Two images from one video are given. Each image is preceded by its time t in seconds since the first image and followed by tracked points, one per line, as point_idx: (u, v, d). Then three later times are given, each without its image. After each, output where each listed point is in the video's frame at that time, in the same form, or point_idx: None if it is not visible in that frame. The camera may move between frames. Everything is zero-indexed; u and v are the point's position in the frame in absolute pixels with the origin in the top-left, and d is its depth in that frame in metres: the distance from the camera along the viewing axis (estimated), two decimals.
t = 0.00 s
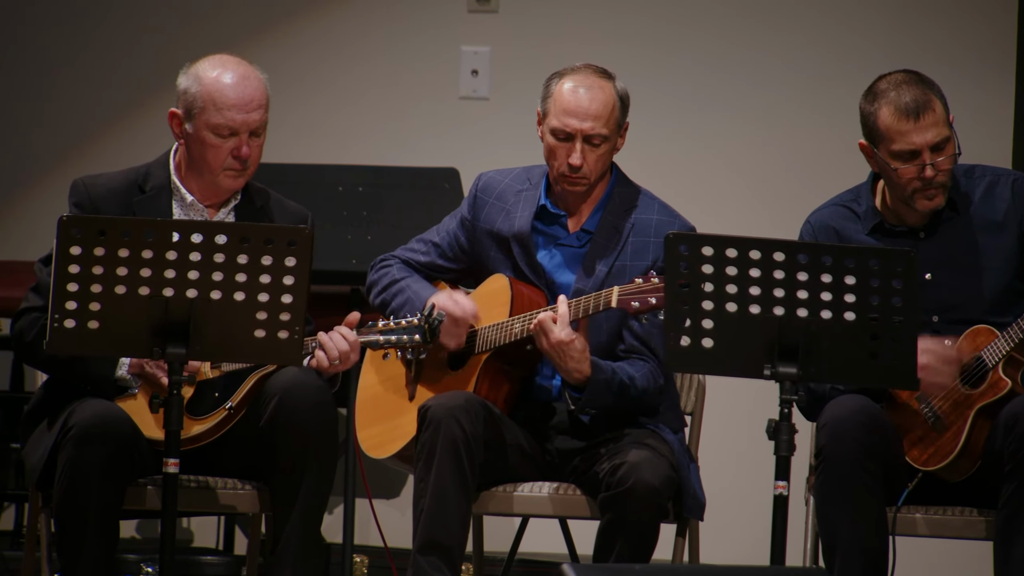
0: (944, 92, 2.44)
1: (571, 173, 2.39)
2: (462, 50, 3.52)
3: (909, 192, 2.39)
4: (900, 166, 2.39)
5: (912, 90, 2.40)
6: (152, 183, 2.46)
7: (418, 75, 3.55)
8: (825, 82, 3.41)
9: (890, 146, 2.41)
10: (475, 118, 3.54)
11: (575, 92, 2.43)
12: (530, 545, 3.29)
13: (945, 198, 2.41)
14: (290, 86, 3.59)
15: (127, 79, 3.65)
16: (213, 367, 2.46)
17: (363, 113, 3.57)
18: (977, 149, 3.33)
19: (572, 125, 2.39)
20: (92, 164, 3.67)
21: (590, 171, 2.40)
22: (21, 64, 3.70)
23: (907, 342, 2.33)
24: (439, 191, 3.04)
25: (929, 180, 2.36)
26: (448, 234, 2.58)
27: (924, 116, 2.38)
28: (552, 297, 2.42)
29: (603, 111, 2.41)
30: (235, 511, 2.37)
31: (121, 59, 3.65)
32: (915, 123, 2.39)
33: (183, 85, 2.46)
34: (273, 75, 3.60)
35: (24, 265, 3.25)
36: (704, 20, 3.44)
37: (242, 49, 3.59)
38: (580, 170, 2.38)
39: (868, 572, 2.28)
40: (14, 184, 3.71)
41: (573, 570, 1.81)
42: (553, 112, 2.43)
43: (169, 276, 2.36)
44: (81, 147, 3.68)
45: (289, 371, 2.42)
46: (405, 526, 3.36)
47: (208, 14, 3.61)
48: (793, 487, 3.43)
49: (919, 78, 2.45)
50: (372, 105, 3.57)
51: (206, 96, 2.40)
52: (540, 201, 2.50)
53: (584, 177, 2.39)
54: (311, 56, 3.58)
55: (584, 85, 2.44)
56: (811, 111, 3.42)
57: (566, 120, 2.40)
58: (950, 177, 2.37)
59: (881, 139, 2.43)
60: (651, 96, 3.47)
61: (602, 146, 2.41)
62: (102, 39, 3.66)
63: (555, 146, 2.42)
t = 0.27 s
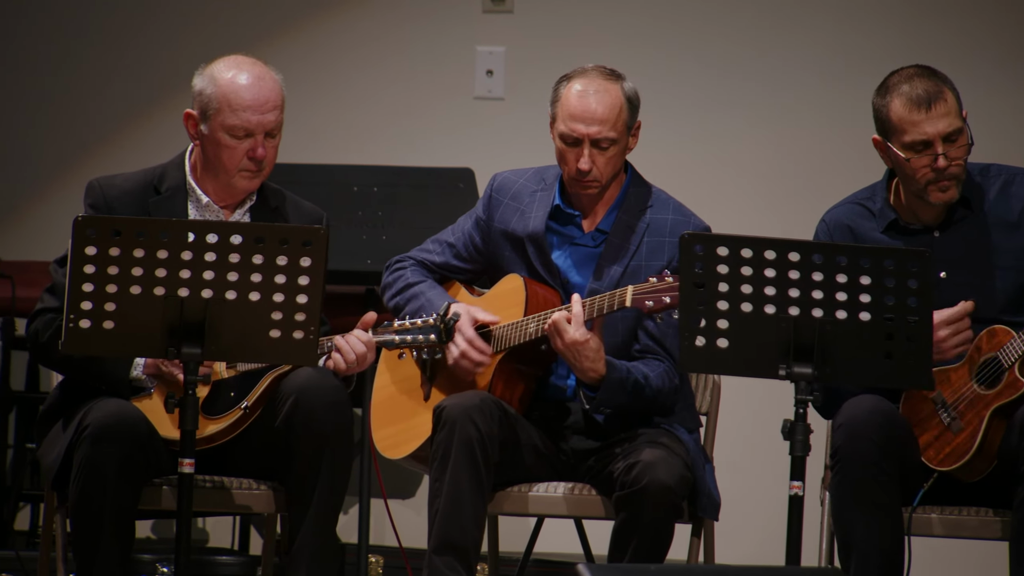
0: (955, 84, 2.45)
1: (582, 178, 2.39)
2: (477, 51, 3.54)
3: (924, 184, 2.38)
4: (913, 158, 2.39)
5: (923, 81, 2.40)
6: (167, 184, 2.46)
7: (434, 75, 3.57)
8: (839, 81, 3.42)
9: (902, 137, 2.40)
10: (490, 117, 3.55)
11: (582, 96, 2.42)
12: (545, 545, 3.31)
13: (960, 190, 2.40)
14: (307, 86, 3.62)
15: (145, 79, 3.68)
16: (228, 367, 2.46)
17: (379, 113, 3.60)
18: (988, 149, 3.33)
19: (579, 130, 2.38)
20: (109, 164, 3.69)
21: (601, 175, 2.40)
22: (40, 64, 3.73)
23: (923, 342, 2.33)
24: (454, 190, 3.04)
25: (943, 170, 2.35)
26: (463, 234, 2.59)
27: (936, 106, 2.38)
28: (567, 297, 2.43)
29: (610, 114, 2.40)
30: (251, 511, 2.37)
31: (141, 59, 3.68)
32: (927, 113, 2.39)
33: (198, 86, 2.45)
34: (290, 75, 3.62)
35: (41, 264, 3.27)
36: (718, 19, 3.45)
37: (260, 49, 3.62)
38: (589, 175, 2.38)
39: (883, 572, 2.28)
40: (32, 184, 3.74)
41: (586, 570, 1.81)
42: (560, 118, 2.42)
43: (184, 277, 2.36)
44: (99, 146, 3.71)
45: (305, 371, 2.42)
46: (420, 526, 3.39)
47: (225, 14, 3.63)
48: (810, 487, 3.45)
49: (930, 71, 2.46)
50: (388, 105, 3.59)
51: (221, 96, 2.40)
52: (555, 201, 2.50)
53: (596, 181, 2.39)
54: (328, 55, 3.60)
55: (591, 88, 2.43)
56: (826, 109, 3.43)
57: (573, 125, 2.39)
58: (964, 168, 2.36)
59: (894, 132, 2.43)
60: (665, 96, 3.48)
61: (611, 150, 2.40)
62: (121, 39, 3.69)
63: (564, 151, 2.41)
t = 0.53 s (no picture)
0: (972, 89, 2.44)
1: (594, 180, 2.36)
2: (493, 51, 3.59)
3: (939, 190, 2.39)
4: (929, 164, 2.39)
5: (940, 87, 2.39)
6: (182, 185, 2.46)
7: (451, 74, 3.62)
8: (851, 80, 3.48)
9: (918, 143, 2.40)
10: (505, 118, 3.60)
11: (594, 97, 2.39)
12: (561, 545, 3.38)
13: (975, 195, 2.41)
14: (324, 85, 3.66)
15: (163, 79, 3.72)
16: (243, 367, 2.46)
17: (396, 113, 3.64)
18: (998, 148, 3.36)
19: (590, 132, 2.36)
20: (127, 163, 3.74)
21: (614, 176, 2.37)
22: (58, 64, 3.77)
23: (939, 342, 2.32)
24: (468, 191, 3.05)
25: (958, 178, 2.36)
26: (480, 234, 2.58)
27: (952, 113, 2.37)
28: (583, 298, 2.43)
29: (621, 116, 2.36)
30: (266, 511, 2.37)
31: (159, 60, 3.72)
32: (944, 120, 2.38)
33: (213, 87, 2.45)
34: (306, 75, 3.66)
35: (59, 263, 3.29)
36: (731, 20, 3.51)
37: (278, 49, 3.66)
38: (602, 177, 2.36)
39: (899, 572, 2.28)
40: (51, 183, 3.77)
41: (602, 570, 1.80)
42: (572, 120, 2.40)
43: (199, 276, 2.36)
44: (117, 146, 3.75)
45: (320, 371, 2.42)
46: (435, 526, 3.45)
47: (243, 14, 3.67)
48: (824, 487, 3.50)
49: (948, 75, 2.45)
50: (405, 106, 3.64)
51: (235, 98, 2.39)
52: (572, 201, 2.50)
53: (609, 182, 2.37)
54: (345, 56, 3.65)
55: (603, 89, 2.40)
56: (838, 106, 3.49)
57: (584, 128, 2.37)
58: (979, 175, 2.36)
59: (910, 137, 2.42)
60: (677, 95, 3.54)
61: (622, 151, 2.37)
62: (139, 39, 3.73)
63: (576, 153, 2.39)
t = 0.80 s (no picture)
0: (990, 88, 2.45)
1: (609, 181, 2.36)
2: (509, 51, 3.61)
3: (959, 188, 2.39)
4: (950, 162, 2.39)
5: (959, 86, 2.40)
6: (200, 185, 2.47)
7: (467, 74, 3.64)
8: (866, 81, 3.49)
9: (939, 142, 2.41)
10: (521, 117, 3.62)
11: (609, 99, 2.38)
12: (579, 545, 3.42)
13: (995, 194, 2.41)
14: (342, 86, 3.69)
15: (179, 79, 3.74)
16: (261, 367, 2.46)
17: (413, 114, 3.67)
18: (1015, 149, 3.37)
19: (604, 134, 2.35)
20: (144, 163, 3.76)
21: (631, 177, 2.37)
22: (76, 65, 3.78)
23: (957, 342, 2.30)
24: (486, 190, 3.06)
25: (979, 175, 2.37)
26: (497, 234, 2.59)
27: (972, 112, 2.38)
28: (601, 298, 2.43)
29: (635, 117, 2.36)
30: (283, 511, 2.37)
31: (176, 60, 3.74)
32: (963, 118, 2.39)
33: (229, 88, 2.45)
34: (324, 75, 3.68)
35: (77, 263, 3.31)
36: (746, 21, 3.52)
37: (296, 50, 3.68)
38: (618, 178, 2.35)
39: (916, 573, 2.28)
40: (68, 183, 3.79)
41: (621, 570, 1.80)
42: (587, 121, 2.40)
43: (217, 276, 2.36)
44: (134, 146, 3.77)
45: (338, 372, 2.42)
46: (452, 526, 3.49)
47: (260, 15, 3.69)
48: (843, 486, 3.53)
49: (965, 75, 2.46)
50: (422, 106, 3.66)
51: (252, 100, 2.39)
52: (590, 202, 2.51)
53: (626, 183, 2.36)
54: (362, 56, 3.67)
55: (617, 90, 2.40)
56: (855, 105, 3.50)
57: (599, 130, 2.37)
58: (999, 172, 2.37)
59: (930, 136, 2.43)
60: (691, 94, 3.55)
61: (638, 152, 2.36)
62: (156, 39, 3.75)
63: (591, 155, 2.39)
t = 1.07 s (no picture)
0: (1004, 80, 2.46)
1: (622, 182, 2.36)
2: (524, 51, 3.62)
3: (975, 179, 2.40)
4: (967, 153, 2.40)
5: (975, 76, 2.41)
6: (214, 186, 2.48)
7: (481, 75, 3.66)
8: (880, 80, 3.53)
9: (955, 132, 2.41)
10: (535, 117, 3.64)
11: (621, 100, 2.38)
12: (593, 544, 3.47)
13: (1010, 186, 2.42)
14: (357, 86, 3.70)
15: (196, 79, 3.76)
16: (276, 367, 2.47)
17: (428, 115, 3.68)
18: None
19: (617, 134, 2.35)
20: (160, 163, 3.78)
21: (645, 177, 2.37)
22: (92, 64, 3.80)
23: (973, 342, 2.27)
24: (501, 191, 3.06)
25: (995, 166, 2.37)
26: (511, 234, 2.59)
27: (989, 101, 2.39)
28: (615, 298, 2.43)
29: (648, 118, 2.36)
30: (298, 511, 2.37)
31: (192, 60, 3.76)
32: (980, 108, 2.40)
33: (243, 88, 2.44)
34: (339, 75, 3.70)
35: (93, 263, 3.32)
36: (759, 20, 3.55)
37: (312, 50, 3.70)
38: (631, 179, 2.35)
39: (932, 573, 2.27)
40: (85, 182, 3.81)
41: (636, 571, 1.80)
42: (599, 122, 2.39)
43: (232, 277, 2.36)
44: (150, 145, 3.79)
45: (352, 372, 2.42)
46: (467, 526, 3.50)
47: (277, 15, 3.71)
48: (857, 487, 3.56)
49: (979, 66, 2.47)
50: (438, 107, 3.68)
51: (265, 99, 2.38)
52: (603, 202, 2.50)
53: (639, 183, 2.36)
54: (378, 56, 3.68)
55: (631, 90, 2.39)
56: (868, 104, 3.54)
57: (611, 130, 2.36)
58: (1015, 163, 2.38)
59: (945, 126, 2.43)
60: (706, 92, 3.58)
61: (651, 152, 2.36)
62: (173, 39, 3.76)
63: (604, 155, 2.38)
